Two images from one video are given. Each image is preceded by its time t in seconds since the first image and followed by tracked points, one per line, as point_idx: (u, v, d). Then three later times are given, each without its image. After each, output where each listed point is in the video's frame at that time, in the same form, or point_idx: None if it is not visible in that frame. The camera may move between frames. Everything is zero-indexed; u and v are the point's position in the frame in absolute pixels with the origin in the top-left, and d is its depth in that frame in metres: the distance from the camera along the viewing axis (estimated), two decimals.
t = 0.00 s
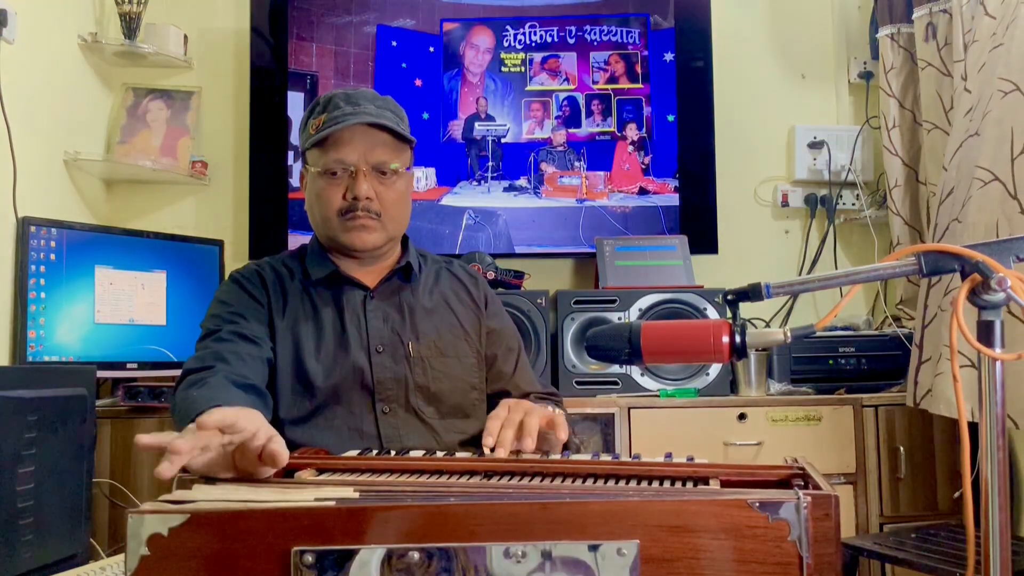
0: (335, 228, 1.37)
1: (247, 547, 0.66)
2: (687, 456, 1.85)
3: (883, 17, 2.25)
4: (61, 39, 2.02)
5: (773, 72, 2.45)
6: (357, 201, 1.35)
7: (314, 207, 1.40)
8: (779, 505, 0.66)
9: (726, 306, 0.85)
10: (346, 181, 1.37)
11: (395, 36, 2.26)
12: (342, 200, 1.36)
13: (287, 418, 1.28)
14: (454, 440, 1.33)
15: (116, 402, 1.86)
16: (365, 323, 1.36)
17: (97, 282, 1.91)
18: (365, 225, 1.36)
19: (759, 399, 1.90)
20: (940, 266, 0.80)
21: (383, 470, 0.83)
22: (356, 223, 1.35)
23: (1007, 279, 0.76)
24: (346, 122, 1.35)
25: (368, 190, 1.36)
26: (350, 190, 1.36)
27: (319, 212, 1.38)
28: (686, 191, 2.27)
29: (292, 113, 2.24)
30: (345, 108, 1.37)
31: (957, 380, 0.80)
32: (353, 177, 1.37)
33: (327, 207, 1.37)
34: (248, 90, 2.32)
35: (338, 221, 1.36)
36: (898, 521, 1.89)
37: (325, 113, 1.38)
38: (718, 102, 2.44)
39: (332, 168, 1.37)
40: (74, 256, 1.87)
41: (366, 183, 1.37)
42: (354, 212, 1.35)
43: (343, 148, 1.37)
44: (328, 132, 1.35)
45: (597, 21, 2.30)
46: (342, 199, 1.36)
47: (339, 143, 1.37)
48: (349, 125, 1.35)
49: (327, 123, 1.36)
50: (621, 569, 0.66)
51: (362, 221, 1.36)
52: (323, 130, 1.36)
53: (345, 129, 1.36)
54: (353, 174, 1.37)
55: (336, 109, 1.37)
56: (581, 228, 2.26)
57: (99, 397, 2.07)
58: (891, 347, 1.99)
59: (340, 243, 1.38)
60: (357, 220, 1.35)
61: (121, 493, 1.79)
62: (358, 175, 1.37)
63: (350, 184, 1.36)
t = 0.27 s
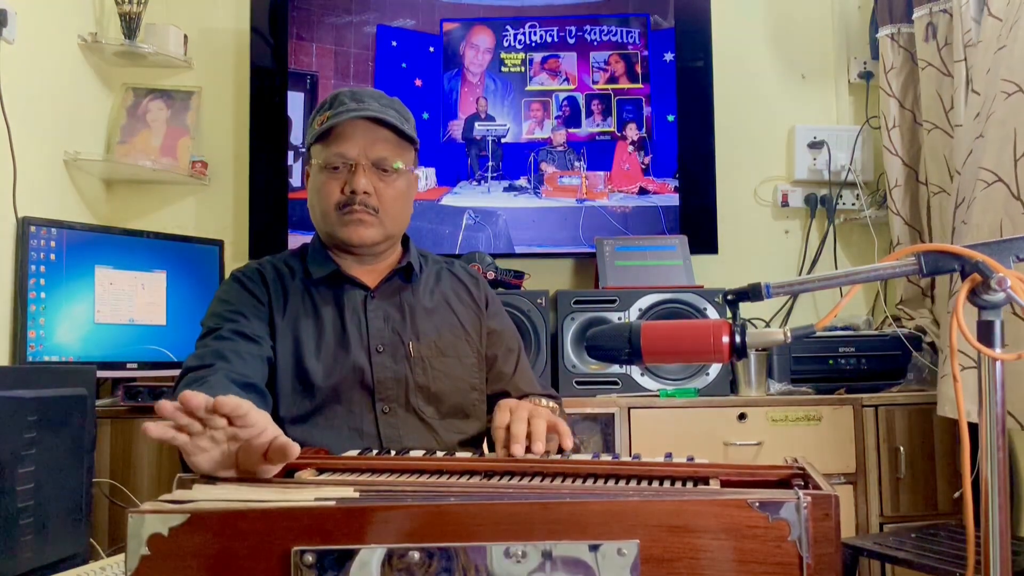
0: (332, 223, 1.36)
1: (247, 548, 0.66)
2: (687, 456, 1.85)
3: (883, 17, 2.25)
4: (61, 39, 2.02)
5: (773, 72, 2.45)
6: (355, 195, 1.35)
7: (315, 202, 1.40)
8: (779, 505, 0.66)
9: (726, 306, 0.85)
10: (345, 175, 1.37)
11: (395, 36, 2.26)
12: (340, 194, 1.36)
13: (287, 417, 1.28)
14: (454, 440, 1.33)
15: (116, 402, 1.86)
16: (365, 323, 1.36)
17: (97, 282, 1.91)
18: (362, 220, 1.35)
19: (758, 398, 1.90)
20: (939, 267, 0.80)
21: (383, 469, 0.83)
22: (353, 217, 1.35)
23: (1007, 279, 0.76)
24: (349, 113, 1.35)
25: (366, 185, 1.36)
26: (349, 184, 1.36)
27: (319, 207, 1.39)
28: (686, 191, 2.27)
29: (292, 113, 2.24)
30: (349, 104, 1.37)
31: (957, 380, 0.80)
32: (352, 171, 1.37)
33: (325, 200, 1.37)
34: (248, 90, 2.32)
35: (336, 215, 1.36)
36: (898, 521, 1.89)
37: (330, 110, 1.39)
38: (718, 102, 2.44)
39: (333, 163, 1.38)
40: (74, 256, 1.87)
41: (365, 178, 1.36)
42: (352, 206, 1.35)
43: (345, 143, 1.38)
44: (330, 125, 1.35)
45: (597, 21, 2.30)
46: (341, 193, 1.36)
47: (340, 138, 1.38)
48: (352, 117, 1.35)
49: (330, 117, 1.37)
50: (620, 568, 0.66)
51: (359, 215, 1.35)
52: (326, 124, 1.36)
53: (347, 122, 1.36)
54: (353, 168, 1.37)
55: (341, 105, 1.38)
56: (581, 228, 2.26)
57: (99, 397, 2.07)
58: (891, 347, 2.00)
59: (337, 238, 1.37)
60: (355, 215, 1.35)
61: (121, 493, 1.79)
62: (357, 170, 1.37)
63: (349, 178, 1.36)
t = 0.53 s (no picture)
0: (343, 230, 1.37)
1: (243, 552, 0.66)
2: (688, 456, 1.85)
3: (883, 16, 2.25)
4: (61, 39, 2.02)
5: (773, 72, 2.45)
6: (367, 204, 1.36)
7: (322, 209, 1.39)
8: (779, 507, 0.66)
9: (726, 306, 0.85)
10: (357, 184, 1.37)
11: (395, 36, 2.26)
12: (351, 202, 1.37)
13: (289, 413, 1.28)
14: (454, 440, 1.33)
15: (116, 402, 1.86)
16: (367, 322, 1.36)
17: (97, 282, 1.91)
18: (373, 228, 1.36)
19: (758, 399, 1.90)
20: (939, 267, 0.80)
21: (384, 469, 0.83)
22: (365, 225, 1.36)
23: (1007, 279, 0.76)
24: (357, 129, 1.35)
25: (378, 195, 1.36)
26: (361, 193, 1.36)
27: (326, 213, 1.38)
28: (686, 191, 2.27)
29: (292, 113, 2.24)
30: (356, 112, 1.36)
31: (957, 380, 0.80)
32: (364, 181, 1.37)
33: (335, 208, 1.37)
34: (248, 90, 2.32)
35: (347, 223, 1.36)
36: (898, 521, 1.89)
37: (336, 115, 1.37)
38: (718, 103, 2.44)
39: (343, 171, 1.37)
40: (74, 256, 1.87)
41: (377, 187, 1.37)
42: (364, 215, 1.36)
43: (354, 152, 1.37)
44: (340, 136, 1.35)
45: (597, 21, 2.30)
46: (352, 202, 1.36)
47: (350, 147, 1.37)
48: (360, 132, 1.35)
49: (337, 128, 1.36)
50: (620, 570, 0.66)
51: (371, 224, 1.36)
52: (333, 135, 1.35)
53: (355, 136, 1.36)
54: (364, 178, 1.37)
55: (348, 111, 1.37)
56: (581, 228, 2.26)
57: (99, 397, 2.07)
58: (892, 347, 2.00)
59: (346, 243, 1.38)
60: (367, 223, 1.36)
61: (121, 493, 1.79)
62: (368, 179, 1.37)
63: (361, 187, 1.37)
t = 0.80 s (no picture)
0: (354, 233, 1.37)
1: (248, 547, 0.67)
2: (687, 456, 1.85)
3: (883, 16, 2.25)
4: (61, 39, 2.02)
5: (773, 72, 2.45)
6: (379, 207, 1.36)
7: (330, 212, 1.39)
8: (778, 506, 0.66)
9: (726, 306, 0.85)
10: (367, 187, 1.37)
11: (395, 36, 2.26)
12: (362, 205, 1.37)
13: (289, 413, 1.28)
14: (454, 440, 1.33)
15: (116, 402, 1.86)
16: (368, 322, 1.36)
17: (97, 282, 1.91)
18: (385, 229, 1.37)
19: (758, 398, 1.90)
20: (939, 267, 0.80)
21: (384, 469, 0.83)
22: (377, 227, 1.36)
23: (1007, 279, 0.76)
24: (370, 131, 1.34)
25: (389, 196, 1.37)
26: (373, 195, 1.36)
27: (334, 215, 1.38)
28: (686, 191, 2.27)
29: (292, 113, 2.24)
30: (364, 113, 1.36)
31: (957, 380, 0.80)
32: (375, 183, 1.37)
33: (346, 211, 1.36)
34: (248, 90, 2.32)
35: (358, 226, 1.36)
36: (898, 521, 1.89)
37: (342, 116, 1.37)
38: (717, 103, 2.44)
39: (352, 175, 1.37)
40: (74, 256, 1.87)
41: (388, 189, 1.37)
42: (375, 218, 1.36)
43: (363, 154, 1.37)
44: (349, 139, 1.34)
45: (597, 21, 2.30)
46: (363, 203, 1.36)
47: (359, 149, 1.37)
48: (372, 135, 1.35)
49: (346, 129, 1.35)
50: (620, 569, 0.66)
51: (382, 226, 1.36)
52: (343, 137, 1.35)
53: (366, 138, 1.35)
54: (374, 180, 1.37)
55: (354, 113, 1.36)
56: (580, 228, 2.26)
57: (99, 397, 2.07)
58: (892, 347, 2.00)
59: (355, 245, 1.38)
60: (378, 225, 1.36)
61: (121, 492, 1.79)
62: (378, 181, 1.37)
63: (372, 190, 1.37)
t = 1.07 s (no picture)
0: (346, 232, 1.37)
1: (255, 541, 0.67)
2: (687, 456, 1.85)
3: (883, 16, 2.25)
4: (61, 39, 2.02)
5: (773, 72, 2.45)
6: (371, 208, 1.36)
7: (325, 210, 1.39)
8: (777, 505, 0.66)
9: (726, 306, 0.85)
10: (361, 187, 1.37)
11: (396, 36, 2.26)
12: (355, 205, 1.37)
13: (289, 414, 1.28)
14: (454, 440, 1.33)
15: (116, 402, 1.86)
16: (368, 322, 1.36)
17: (97, 282, 1.91)
18: (376, 230, 1.37)
19: (758, 398, 1.90)
20: (939, 267, 0.80)
21: (384, 469, 0.83)
22: (368, 228, 1.36)
23: (1007, 279, 0.76)
24: (364, 131, 1.34)
25: (382, 198, 1.37)
26: (365, 196, 1.36)
27: (329, 215, 1.38)
28: (686, 191, 2.27)
29: (292, 113, 2.24)
30: (361, 113, 1.36)
31: (957, 380, 0.80)
32: (368, 184, 1.37)
33: (339, 210, 1.37)
34: (248, 90, 2.32)
35: (350, 225, 1.37)
36: (897, 521, 1.89)
37: (340, 116, 1.37)
38: (717, 103, 2.44)
39: (346, 174, 1.37)
40: (74, 256, 1.87)
41: (380, 190, 1.37)
42: (367, 218, 1.36)
43: (357, 155, 1.37)
44: (345, 138, 1.34)
45: (597, 21, 2.30)
46: (356, 204, 1.37)
47: (354, 148, 1.37)
48: (367, 135, 1.35)
49: (342, 128, 1.35)
50: (619, 567, 0.66)
51: (375, 227, 1.37)
52: (339, 137, 1.35)
53: (361, 138, 1.35)
54: (368, 181, 1.37)
55: (352, 113, 1.36)
56: (580, 228, 2.26)
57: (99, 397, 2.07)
58: (891, 347, 2.00)
59: (349, 245, 1.38)
60: (369, 226, 1.36)
61: (121, 492, 1.79)
62: (372, 182, 1.37)
63: (365, 191, 1.37)
